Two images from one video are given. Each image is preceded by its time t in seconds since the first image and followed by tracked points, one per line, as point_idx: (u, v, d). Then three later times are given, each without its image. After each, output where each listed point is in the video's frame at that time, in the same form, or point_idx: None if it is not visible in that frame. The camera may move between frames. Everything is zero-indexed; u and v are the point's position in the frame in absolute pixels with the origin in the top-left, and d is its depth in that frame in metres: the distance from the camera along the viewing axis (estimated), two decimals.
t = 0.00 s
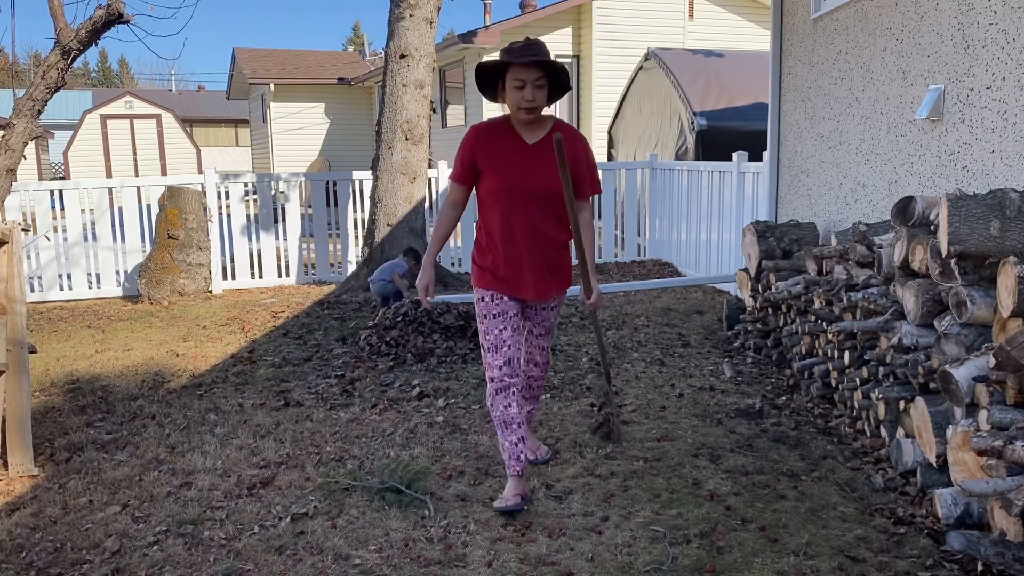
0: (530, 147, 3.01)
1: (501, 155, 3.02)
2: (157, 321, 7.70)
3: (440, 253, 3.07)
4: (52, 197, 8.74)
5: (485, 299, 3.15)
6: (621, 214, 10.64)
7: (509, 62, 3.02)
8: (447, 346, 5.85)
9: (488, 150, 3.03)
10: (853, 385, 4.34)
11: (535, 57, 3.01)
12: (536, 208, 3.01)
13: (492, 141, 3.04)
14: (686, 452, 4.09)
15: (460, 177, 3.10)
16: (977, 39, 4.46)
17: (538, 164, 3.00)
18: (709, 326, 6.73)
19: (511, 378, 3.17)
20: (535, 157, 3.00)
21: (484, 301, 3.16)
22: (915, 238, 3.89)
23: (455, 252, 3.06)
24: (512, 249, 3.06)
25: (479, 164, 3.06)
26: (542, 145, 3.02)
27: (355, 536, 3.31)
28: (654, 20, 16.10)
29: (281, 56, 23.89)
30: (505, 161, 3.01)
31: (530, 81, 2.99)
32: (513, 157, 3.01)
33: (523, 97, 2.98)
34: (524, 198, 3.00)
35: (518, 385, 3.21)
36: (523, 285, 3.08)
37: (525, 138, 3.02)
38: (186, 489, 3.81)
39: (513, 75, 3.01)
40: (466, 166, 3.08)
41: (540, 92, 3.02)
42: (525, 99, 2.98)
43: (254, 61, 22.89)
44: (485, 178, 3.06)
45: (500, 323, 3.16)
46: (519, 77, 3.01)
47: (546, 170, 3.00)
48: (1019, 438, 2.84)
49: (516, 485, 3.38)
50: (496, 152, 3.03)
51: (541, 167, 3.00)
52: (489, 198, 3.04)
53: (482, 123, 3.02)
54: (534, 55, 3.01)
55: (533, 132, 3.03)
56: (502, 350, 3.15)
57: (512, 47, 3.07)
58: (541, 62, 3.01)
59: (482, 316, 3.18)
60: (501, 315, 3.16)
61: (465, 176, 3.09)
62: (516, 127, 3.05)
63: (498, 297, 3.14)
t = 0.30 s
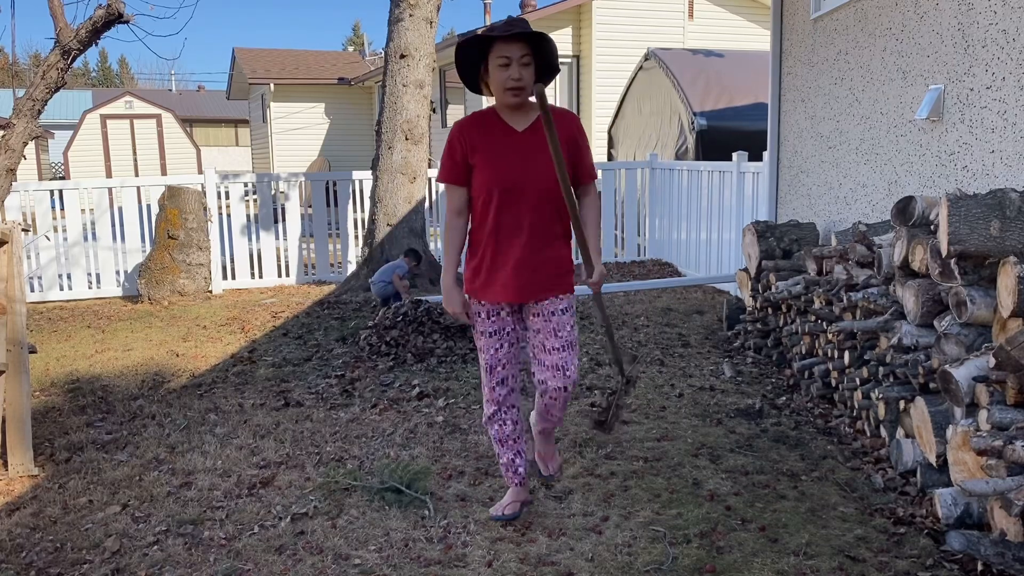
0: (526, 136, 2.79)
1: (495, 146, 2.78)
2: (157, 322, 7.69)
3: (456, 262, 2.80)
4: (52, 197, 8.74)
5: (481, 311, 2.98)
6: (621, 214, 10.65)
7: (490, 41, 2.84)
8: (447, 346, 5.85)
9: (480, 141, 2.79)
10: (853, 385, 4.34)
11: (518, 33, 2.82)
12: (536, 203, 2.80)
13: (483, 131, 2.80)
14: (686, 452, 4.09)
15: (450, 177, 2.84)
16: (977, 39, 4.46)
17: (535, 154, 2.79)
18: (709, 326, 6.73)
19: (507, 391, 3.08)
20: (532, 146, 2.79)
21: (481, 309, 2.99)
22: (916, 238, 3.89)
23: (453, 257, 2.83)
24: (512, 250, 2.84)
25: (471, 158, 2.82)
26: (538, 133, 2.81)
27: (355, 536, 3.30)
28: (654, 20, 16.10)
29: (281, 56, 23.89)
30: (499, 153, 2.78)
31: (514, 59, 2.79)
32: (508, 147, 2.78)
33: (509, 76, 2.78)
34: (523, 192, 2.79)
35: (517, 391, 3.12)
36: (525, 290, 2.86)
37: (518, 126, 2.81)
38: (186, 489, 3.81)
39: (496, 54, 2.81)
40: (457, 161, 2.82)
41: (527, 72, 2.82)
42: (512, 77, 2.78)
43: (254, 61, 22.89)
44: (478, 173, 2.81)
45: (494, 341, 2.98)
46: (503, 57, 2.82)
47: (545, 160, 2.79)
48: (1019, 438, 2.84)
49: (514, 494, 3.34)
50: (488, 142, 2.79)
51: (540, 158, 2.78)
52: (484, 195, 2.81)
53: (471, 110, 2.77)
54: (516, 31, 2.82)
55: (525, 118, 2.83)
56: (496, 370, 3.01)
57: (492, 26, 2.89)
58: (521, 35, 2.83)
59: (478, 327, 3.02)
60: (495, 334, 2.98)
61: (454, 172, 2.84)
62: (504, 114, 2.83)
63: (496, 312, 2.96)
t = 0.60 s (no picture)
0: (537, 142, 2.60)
1: (505, 155, 2.57)
2: (157, 321, 7.69)
3: (446, 280, 2.59)
4: (52, 197, 8.74)
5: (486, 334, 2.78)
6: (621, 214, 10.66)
7: (498, 41, 2.63)
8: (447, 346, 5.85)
9: (487, 149, 2.57)
10: (853, 385, 4.34)
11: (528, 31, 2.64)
12: (552, 213, 2.59)
13: (488, 139, 2.59)
14: (686, 452, 4.09)
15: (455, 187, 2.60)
16: (977, 39, 4.46)
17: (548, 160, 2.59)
18: (709, 326, 6.73)
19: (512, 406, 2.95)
20: (544, 153, 2.59)
21: (487, 327, 2.80)
22: (916, 238, 3.89)
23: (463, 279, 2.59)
24: (529, 267, 2.64)
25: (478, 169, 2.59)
26: (549, 138, 2.62)
27: (355, 536, 3.30)
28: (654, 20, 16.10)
29: (281, 56, 23.90)
30: (511, 161, 2.56)
31: (526, 60, 2.60)
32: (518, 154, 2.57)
33: (522, 79, 2.58)
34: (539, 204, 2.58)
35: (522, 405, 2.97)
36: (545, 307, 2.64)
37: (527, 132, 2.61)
38: (186, 489, 3.81)
39: (506, 54, 2.61)
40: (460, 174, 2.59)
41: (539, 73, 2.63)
42: (525, 80, 2.59)
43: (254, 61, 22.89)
44: (487, 185, 2.59)
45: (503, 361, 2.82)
46: (512, 58, 2.62)
47: (560, 168, 2.60)
48: (1019, 438, 2.84)
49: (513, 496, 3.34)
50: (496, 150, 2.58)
51: (554, 165, 2.59)
52: (496, 208, 2.59)
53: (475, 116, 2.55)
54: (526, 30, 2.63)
55: (533, 122, 2.63)
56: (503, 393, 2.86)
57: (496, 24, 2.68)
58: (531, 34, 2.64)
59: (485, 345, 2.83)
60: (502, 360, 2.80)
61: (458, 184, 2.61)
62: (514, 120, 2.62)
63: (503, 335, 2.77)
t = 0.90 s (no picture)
0: (565, 127, 2.20)
1: (527, 142, 2.17)
2: (157, 321, 7.70)
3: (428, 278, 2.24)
4: (52, 197, 8.75)
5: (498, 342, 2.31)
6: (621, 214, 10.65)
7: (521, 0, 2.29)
8: (447, 346, 5.86)
9: (505, 137, 2.18)
10: (853, 385, 4.34)
11: None
12: (577, 214, 2.19)
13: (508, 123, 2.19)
14: (686, 453, 4.09)
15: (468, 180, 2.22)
16: (977, 39, 4.46)
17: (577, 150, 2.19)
18: (709, 326, 6.73)
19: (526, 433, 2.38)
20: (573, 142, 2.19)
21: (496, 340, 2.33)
22: (916, 238, 3.88)
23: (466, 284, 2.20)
24: (552, 274, 2.23)
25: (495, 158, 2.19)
26: (579, 124, 2.22)
27: (355, 536, 3.31)
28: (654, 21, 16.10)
29: (281, 56, 23.90)
30: (533, 151, 2.16)
31: (555, 20, 2.24)
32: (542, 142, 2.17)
33: (550, 40, 2.23)
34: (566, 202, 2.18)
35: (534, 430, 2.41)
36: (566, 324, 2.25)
37: (554, 115, 2.21)
38: (186, 489, 3.81)
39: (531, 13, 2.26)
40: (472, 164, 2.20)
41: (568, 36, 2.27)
42: (553, 40, 2.23)
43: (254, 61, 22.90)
44: (505, 178, 2.19)
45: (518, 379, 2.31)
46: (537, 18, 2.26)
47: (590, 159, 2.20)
48: (1019, 438, 2.84)
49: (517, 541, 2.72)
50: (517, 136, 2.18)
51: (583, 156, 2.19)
52: (514, 205, 2.18)
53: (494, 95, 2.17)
54: None
55: (563, 102, 2.25)
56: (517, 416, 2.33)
57: None
58: None
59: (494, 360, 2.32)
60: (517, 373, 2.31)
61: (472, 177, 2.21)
62: (541, 95, 2.24)
63: (522, 344, 2.29)
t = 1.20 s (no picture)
0: (578, 134, 1.95)
1: (534, 151, 1.94)
2: (157, 321, 7.70)
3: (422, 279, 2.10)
4: (52, 197, 8.75)
5: (518, 374, 2.08)
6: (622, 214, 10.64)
7: None
8: (447, 346, 5.86)
9: (509, 145, 1.95)
10: (853, 385, 4.34)
11: None
12: (593, 230, 1.94)
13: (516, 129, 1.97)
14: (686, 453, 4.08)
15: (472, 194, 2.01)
16: (977, 39, 4.46)
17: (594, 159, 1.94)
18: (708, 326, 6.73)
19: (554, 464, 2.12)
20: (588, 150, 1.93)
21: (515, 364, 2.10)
22: (916, 238, 3.88)
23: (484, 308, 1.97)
24: (564, 297, 1.99)
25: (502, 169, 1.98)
26: (595, 128, 1.96)
27: (355, 536, 3.31)
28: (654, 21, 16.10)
29: (282, 57, 23.91)
30: (538, 160, 1.93)
31: (568, 15, 2.01)
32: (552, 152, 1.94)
33: (563, 37, 1.99)
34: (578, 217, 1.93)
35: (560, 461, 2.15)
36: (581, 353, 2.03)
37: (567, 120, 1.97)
38: (186, 489, 3.81)
39: (541, 8, 2.03)
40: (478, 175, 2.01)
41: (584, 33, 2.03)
42: (566, 38, 1.99)
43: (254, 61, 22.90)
44: (510, 191, 1.97)
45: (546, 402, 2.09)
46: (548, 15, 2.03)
47: (607, 167, 1.93)
48: (1019, 438, 2.84)
49: None
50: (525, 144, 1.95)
51: (598, 164, 1.93)
52: (519, 220, 1.96)
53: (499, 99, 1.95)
54: None
55: (578, 102, 2.00)
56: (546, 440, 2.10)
57: None
58: None
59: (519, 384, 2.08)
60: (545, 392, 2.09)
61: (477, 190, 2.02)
62: (553, 96, 2.01)
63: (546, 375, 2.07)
